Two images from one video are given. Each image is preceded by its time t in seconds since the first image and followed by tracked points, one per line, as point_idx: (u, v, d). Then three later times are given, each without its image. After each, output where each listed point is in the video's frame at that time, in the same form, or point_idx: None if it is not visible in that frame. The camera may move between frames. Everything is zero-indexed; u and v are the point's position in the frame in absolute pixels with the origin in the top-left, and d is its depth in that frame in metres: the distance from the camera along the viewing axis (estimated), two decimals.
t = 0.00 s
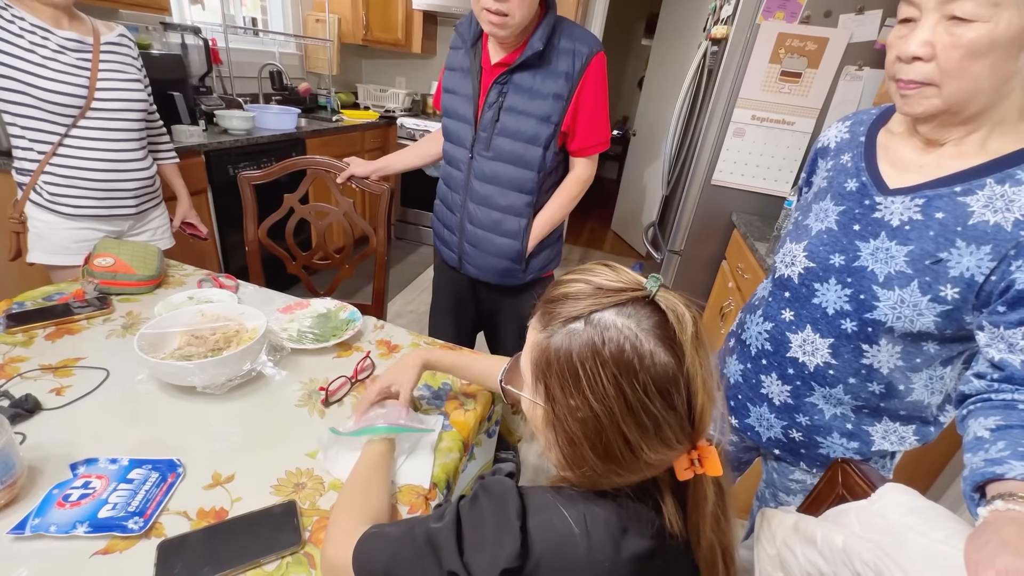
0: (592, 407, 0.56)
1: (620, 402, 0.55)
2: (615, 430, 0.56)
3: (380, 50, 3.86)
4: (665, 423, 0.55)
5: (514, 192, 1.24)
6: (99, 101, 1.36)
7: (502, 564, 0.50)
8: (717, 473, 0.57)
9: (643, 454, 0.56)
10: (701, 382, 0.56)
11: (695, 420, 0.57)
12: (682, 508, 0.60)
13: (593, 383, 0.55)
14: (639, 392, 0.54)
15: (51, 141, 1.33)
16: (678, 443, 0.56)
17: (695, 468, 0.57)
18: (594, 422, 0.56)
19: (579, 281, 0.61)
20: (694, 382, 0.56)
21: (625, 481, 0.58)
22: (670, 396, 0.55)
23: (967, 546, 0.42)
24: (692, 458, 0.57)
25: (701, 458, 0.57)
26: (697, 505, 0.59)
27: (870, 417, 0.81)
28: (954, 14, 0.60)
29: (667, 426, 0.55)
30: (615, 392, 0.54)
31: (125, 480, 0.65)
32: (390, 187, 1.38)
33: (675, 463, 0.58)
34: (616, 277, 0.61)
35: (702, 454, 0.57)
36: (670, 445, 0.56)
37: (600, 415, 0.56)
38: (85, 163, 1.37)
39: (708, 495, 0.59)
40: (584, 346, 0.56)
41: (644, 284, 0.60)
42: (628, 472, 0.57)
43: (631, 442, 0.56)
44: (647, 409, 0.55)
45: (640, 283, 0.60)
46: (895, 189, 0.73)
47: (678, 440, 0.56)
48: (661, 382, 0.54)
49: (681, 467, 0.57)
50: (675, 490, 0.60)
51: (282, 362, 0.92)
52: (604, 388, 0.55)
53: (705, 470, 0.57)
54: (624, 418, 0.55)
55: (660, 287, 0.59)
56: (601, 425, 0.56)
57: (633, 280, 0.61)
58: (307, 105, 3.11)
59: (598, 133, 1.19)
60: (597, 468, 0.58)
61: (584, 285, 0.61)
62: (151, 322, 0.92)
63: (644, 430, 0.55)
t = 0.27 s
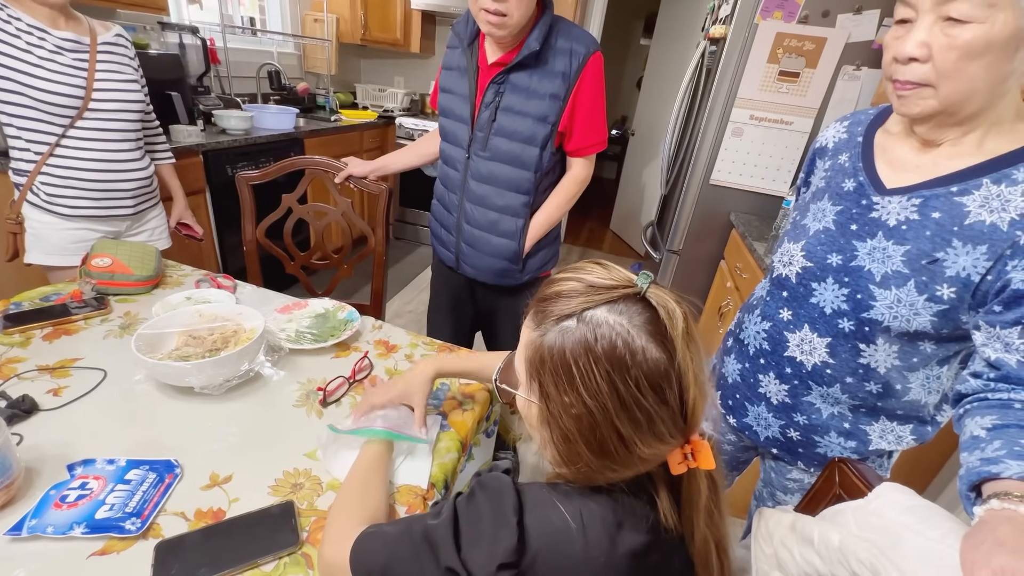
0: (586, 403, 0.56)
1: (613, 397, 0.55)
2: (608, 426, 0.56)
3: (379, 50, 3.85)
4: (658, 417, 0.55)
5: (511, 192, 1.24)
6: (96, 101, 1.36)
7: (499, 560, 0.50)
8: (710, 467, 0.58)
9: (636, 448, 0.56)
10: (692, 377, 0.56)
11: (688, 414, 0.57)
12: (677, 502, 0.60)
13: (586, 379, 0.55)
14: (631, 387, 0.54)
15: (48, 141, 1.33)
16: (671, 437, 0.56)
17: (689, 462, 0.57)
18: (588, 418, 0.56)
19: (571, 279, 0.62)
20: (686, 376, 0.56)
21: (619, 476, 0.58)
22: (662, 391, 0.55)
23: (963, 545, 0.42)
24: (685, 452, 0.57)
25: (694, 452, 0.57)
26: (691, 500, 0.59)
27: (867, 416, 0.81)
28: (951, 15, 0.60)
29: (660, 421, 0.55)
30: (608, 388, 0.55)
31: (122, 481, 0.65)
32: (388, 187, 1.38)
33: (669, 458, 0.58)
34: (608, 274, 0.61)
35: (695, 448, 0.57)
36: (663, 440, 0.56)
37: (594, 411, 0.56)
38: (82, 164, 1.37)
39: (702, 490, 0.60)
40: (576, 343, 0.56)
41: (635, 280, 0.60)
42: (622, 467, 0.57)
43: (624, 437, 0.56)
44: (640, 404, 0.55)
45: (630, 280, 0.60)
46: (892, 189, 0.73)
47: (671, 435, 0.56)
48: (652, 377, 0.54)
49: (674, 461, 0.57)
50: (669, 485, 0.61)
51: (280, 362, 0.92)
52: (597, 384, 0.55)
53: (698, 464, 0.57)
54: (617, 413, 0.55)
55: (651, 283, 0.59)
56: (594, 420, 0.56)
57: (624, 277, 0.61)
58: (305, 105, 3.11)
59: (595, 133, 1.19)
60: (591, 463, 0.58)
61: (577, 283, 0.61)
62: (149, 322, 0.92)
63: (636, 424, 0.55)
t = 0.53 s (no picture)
0: (587, 401, 0.56)
1: (614, 395, 0.55)
2: (610, 423, 0.56)
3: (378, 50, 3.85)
4: (660, 414, 0.55)
5: (511, 193, 1.24)
6: (97, 102, 1.36)
7: (504, 559, 0.50)
8: (712, 462, 0.58)
9: (639, 446, 0.56)
10: (693, 373, 0.56)
11: (689, 411, 0.57)
12: (679, 499, 0.60)
13: (587, 377, 0.55)
14: (633, 384, 0.54)
15: (49, 143, 1.33)
16: (672, 433, 0.56)
17: (691, 459, 0.57)
18: (590, 415, 0.56)
19: (570, 279, 0.62)
20: (686, 372, 0.56)
21: (622, 473, 0.58)
22: (663, 387, 0.55)
23: (968, 547, 0.42)
24: (687, 448, 0.57)
25: (695, 447, 0.57)
26: (693, 497, 0.60)
27: (870, 417, 0.81)
28: (955, 17, 0.60)
29: (662, 418, 0.55)
30: (609, 385, 0.54)
31: (124, 483, 0.65)
32: (389, 187, 1.38)
33: (671, 455, 0.58)
34: (607, 273, 0.61)
35: (697, 445, 0.58)
36: (665, 437, 0.56)
37: (596, 408, 0.56)
38: (83, 165, 1.37)
39: (703, 486, 0.60)
40: (577, 342, 0.56)
41: (633, 279, 0.60)
42: (624, 463, 0.57)
43: (626, 434, 0.56)
44: (641, 401, 0.55)
45: (629, 279, 0.60)
46: (895, 190, 0.73)
47: (672, 431, 0.56)
48: (653, 374, 0.54)
49: (676, 458, 0.57)
50: (672, 482, 0.61)
51: (281, 364, 0.92)
52: (598, 382, 0.55)
53: (700, 460, 0.58)
54: (619, 411, 0.55)
55: (649, 281, 0.59)
56: (596, 418, 0.56)
57: (623, 276, 0.61)
58: (305, 106, 3.11)
59: (595, 134, 1.19)
60: (594, 460, 0.58)
61: (576, 283, 0.61)
62: (150, 324, 0.92)
63: (638, 421, 0.55)
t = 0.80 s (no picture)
0: (587, 400, 0.56)
1: (613, 394, 0.55)
2: (609, 422, 0.56)
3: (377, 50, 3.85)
4: (659, 413, 0.55)
5: (509, 193, 1.24)
6: (96, 103, 1.36)
7: (504, 558, 0.49)
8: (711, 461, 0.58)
9: (637, 444, 0.56)
10: (691, 372, 0.56)
11: (688, 410, 0.57)
12: (677, 497, 0.60)
13: (586, 376, 0.55)
14: (631, 383, 0.54)
15: (47, 143, 1.32)
16: (671, 432, 0.56)
17: (689, 458, 0.57)
18: (589, 414, 0.56)
19: (569, 278, 0.62)
20: (685, 371, 0.56)
21: (621, 472, 0.58)
22: (662, 386, 0.55)
23: (968, 546, 0.42)
24: (685, 447, 0.57)
25: (694, 446, 0.57)
26: (691, 496, 0.60)
27: (870, 417, 0.81)
28: (958, 16, 0.60)
29: (660, 416, 0.55)
30: (608, 384, 0.54)
31: (122, 484, 0.65)
32: (388, 187, 1.37)
33: (669, 453, 0.58)
34: (606, 272, 0.61)
35: (695, 444, 0.58)
36: (663, 435, 0.56)
37: (595, 407, 0.56)
38: (82, 165, 1.37)
39: (701, 485, 0.60)
40: (576, 341, 0.56)
41: (632, 278, 0.60)
42: (624, 462, 0.57)
43: (625, 433, 0.56)
44: (640, 400, 0.55)
45: (627, 279, 0.60)
46: (895, 189, 0.73)
47: (671, 430, 0.56)
48: (652, 373, 0.54)
49: (674, 457, 0.57)
50: (670, 480, 0.61)
51: (280, 364, 0.92)
52: (597, 381, 0.55)
53: (698, 459, 0.58)
54: (618, 410, 0.55)
55: (648, 280, 0.59)
56: (596, 417, 0.56)
57: (620, 275, 0.61)
58: (304, 106, 3.11)
59: (594, 134, 1.19)
60: (592, 459, 0.58)
61: (575, 282, 0.61)
62: (148, 324, 0.92)
63: (637, 420, 0.55)
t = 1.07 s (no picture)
0: (586, 398, 0.56)
1: (613, 392, 0.55)
2: (608, 420, 0.56)
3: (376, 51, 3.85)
4: (657, 411, 0.55)
5: (508, 193, 1.24)
6: (96, 103, 1.36)
7: (504, 554, 0.50)
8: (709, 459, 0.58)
9: (636, 442, 0.56)
10: (690, 371, 0.57)
11: (686, 408, 0.57)
12: (674, 495, 0.61)
13: (586, 374, 0.55)
14: (631, 382, 0.54)
15: (46, 143, 1.32)
16: (669, 431, 0.56)
17: (686, 456, 0.58)
18: (588, 412, 0.56)
19: (570, 277, 0.62)
20: (685, 371, 0.56)
21: (619, 470, 0.58)
22: (661, 385, 0.55)
23: (965, 544, 0.43)
24: (683, 445, 0.58)
25: (692, 445, 0.58)
26: (688, 494, 0.60)
27: (868, 416, 0.82)
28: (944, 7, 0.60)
29: (659, 415, 0.55)
30: (608, 382, 0.55)
31: (121, 484, 0.65)
32: (387, 188, 1.37)
33: (667, 452, 0.58)
34: (607, 271, 0.61)
35: (692, 442, 0.58)
36: (662, 434, 0.56)
37: (594, 406, 0.56)
38: (81, 165, 1.37)
39: (699, 483, 0.60)
40: (576, 339, 0.56)
41: (632, 278, 0.60)
42: (622, 460, 0.57)
43: (624, 431, 0.56)
44: (639, 399, 0.55)
45: (627, 278, 0.60)
46: (891, 189, 0.73)
47: (669, 429, 0.56)
48: (652, 372, 0.54)
49: (672, 455, 0.57)
50: (667, 479, 0.61)
51: (280, 364, 0.92)
52: (597, 379, 0.55)
53: (695, 458, 0.58)
54: (618, 408, 0.55)
55: (648, 280, 0.60)
56: (595, 416, 0.56)
57: (621, 274, 0.61)
58: (303, 106, 3.11)
59: (592, 134, 1.19)
60: (591, 457, 0.58)
61: (576, 281, 0.61)
62: (147, 324, 0.92)
63: (636, 419, 0.55)
